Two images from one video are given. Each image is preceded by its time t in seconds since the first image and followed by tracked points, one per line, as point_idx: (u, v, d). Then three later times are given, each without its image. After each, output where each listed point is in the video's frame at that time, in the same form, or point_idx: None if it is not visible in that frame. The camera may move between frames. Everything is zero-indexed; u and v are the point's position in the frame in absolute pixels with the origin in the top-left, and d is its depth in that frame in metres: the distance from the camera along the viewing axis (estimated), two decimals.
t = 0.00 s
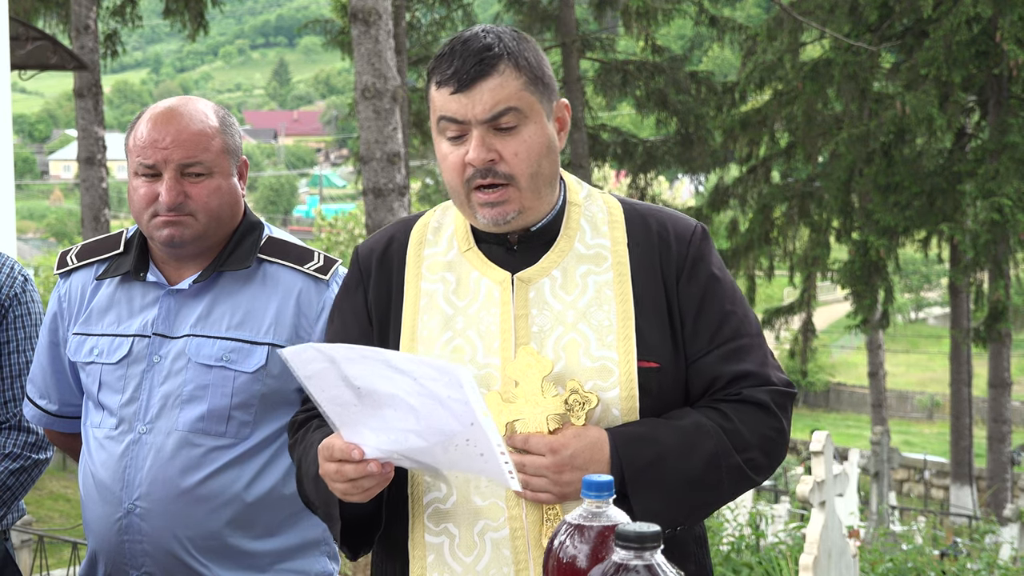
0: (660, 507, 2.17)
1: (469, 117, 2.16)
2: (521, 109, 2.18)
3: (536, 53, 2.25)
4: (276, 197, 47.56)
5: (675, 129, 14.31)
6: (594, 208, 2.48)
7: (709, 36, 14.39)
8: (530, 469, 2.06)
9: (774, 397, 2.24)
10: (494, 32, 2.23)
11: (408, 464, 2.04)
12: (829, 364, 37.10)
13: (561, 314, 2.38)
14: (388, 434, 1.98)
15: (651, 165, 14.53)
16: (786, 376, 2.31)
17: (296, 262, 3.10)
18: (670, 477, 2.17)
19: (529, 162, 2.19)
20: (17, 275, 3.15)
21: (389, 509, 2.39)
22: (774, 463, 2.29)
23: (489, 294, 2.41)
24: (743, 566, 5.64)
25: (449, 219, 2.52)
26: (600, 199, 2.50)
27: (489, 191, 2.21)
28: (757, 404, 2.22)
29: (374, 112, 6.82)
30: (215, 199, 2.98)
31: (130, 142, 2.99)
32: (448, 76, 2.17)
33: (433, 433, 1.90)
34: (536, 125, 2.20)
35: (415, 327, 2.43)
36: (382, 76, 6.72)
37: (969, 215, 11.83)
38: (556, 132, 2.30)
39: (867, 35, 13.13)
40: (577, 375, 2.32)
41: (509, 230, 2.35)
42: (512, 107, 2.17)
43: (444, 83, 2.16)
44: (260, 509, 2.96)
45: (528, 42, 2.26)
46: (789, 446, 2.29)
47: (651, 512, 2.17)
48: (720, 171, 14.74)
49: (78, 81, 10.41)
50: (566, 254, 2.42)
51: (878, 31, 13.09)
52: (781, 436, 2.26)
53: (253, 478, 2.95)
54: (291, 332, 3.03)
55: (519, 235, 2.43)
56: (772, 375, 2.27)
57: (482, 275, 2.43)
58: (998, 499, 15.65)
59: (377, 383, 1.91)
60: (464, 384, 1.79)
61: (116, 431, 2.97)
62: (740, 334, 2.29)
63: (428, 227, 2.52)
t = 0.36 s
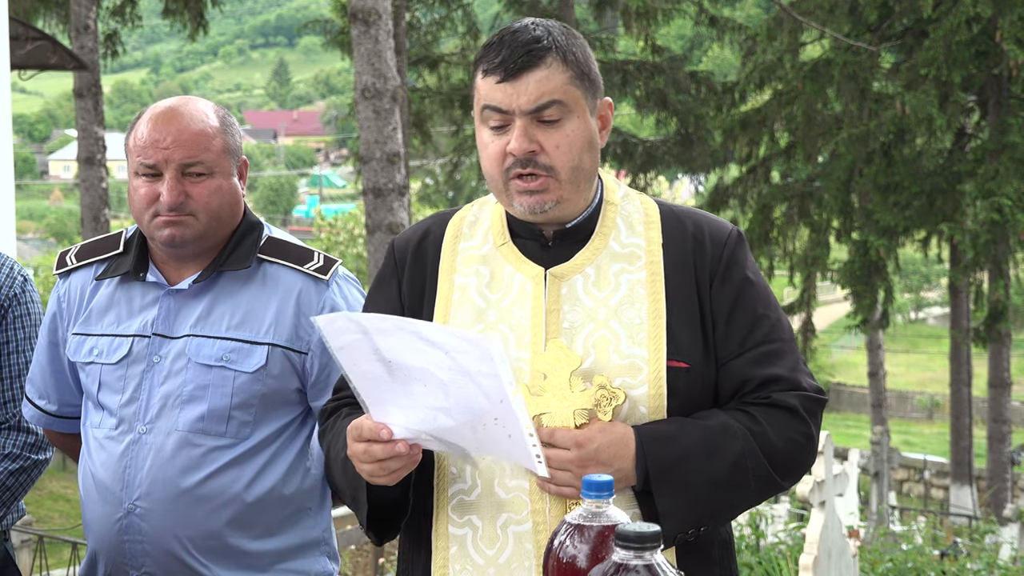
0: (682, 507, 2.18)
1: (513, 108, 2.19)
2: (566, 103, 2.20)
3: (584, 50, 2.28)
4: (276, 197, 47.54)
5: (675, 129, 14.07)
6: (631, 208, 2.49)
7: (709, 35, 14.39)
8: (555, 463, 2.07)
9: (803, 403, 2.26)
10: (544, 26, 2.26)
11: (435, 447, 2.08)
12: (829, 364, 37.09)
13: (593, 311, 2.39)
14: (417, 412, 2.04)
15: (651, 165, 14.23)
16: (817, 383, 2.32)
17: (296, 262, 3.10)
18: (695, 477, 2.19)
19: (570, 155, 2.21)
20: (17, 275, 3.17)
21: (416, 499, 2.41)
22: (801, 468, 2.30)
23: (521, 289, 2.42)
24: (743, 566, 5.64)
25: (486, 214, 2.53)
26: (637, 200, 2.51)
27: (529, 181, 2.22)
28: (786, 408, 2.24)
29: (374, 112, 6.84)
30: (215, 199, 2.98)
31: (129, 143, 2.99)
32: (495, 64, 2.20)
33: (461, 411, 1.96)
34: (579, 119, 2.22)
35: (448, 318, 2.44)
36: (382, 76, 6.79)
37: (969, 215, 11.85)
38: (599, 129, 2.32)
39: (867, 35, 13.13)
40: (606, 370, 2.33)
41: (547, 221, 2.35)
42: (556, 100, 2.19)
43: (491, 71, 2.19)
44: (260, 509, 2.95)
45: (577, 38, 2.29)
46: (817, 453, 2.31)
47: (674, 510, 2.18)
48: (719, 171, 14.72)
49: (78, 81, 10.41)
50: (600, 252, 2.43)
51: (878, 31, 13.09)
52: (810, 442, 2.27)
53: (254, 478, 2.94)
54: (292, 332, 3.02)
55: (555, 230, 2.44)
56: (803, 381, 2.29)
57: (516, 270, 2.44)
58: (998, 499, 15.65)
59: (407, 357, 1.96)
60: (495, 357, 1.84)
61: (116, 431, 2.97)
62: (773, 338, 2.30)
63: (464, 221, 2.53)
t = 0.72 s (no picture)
0: (702, 512, 2.18)
1: (546, 105, 2.18)
2: (599, 103, 2.19)
3: (619, 51, 2.27)
4: (277, 197, 47.53)
5: (675, 129, 14.07)
6: (660, 210, 2.49)
7: (709, 36, 14.40)
8: (575, 463, 2.09)
9: (828, 409, 2.24)
10: (580, 25, 2.25)
11: (458, 443, 2.08)
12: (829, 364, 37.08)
13: (619, 312, 2.39)
14: (437, 409, 2.03)
15: (651, 165, 14.26)
16: (843, 391, 2.31)
17: (297, 262, 3.09)
18: (715, 482, 2.18)
19: (601, 155, 2.21)
20: (17, 275, 3.22)
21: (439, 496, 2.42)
22: (826, 475, 2.28)
23: (548, 288, 2.43)
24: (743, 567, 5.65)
25: (516, 213, 2.54)
26: (667, 202, 2.51)
27: (559, 181, 2.23)
28: (810, 414, 2.22)
29: (374, 112, 6.85)
30: (216, 199, 2.98)
31: (130, 143, 3.00)
32: (529, 62, 2.19)
33: (482, 408, 1.95)
34: (612, 119, 2.21)
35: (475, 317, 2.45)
36: (382, 76, 6.79)
37: (969, 215, 11.86)
38: (631, 131, 2.31)
39: (867, 35, 13.13)
40: (629, 372, 2.33)
41: (576, 224, 2.35)
42: (589, 99, 2.18)
43: (525, 69, 2.19)
44: (261, 509, 2.95)
45: (613, 39, 2.28)
46: (842, 461, 2.29)
47: (693, 515, 2.18)
48: (719, 171, 14.66)
49: (78, 81, 10.41)
50: (628, 253, 2.43)
51: (878, 31, 13.08)
52: (834, 450, 2.26)
53: (256, 476, 2.94)
54: (292, 332, 3.01)
55: (584, 230, 2.45)
56: (828, 387, 2.27)
57: (544, 270, 2.45)
58: (999, 499, 15.65)
59: (428, 351, 1.96)
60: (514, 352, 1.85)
61: (116, 431, 2.97)
62: (799, 344, 2.29)
63: (494, 220, 2.54)
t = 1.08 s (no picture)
0: (717, 519, 2.17)
1: (575, 108, 2.17)
2: (627, 107, 2.18)
3: (649, 53, 2.26)
4: (276, 197, 47.54)
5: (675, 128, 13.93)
6: (687, 213, 2.48)
7: (709, 36, 14.39)
8: (592, 468, 2.08)
9: (848, 420, 2.23)
10: (612, 27, 2.24)
11: (474, 451, 2.08)
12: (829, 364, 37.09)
13: (641, 316, 2.38)
14: (453, 419, 2.03)
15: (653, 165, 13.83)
16: (865, 401, 2.29)
17: (297, 262, 3.09)
18: (732, 490, 2.18)
19: (628, 159, 2.20)
20: (17, 275, 3.23)
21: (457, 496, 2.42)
22: (843, 485, 2.27)
23: (571, 290, 2.43)
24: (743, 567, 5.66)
25: (542, 212, 2.54)
26: (694, 204, 2.50)
27: (586, 182, 2.21)
28: (830, 424, 2.22)
29: (374, 112, 6.85)
30: (215, 200, 2.98)
31: (129, 143, 2.99)
32: (559, 64, 2.18)
33: (496, 424, 1.95)
34: (641, 123, 2.21)
35: (497, 315, 2.46)
36: (382, 76, 6.80)
37: (969, 215, 11.86)
38: (659, 134, 2.29)
39: (867, 35, 13.13)
40: (650, 378, 2.32)
41: (601, 224, 2.34)
42: (618, 104, 2.17)
43: (555, 70, 2.17)
44: (260, 509, 2.96)
45: (644, 42, 2.27)
46: (859, 471, 2.29)
47: (710, 522, 2.17)
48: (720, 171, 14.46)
49: (78, 81, 10.40)
50: (652, 257, 2.43)
51: (878, 31, 13.09)
52: (852, 460, 2.26)
53: (256, 475, 2.95)
54: (292, 332, 3.01)
55: (609, 232, 2.44)
56: (849, 397, 2.26)
57: (568, 271, 2.45)
58: (998, 499, 15.65)
59: (441, 368, 1.96)
60: (527, 376, 1.83)
61: (115, 431, 2.97)
62: (822, 353, 2.28)
63: (520, 218, 2.54)
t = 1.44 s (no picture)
0: (730, 530, 2.17)
1: (600, 115, 2.16)
2: (653, 116, 2.18)
3: (678, 61, 2.25)
4: (276, 197, 47.57)
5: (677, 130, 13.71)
6: (708, 218, 2.47)
7: (709, 36, 14.39)
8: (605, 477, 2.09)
9: (864, 432, 2.23)
10: (641, 34, 2.23)
11: (491, 457, 2.09)
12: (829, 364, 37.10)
13: (660, 323, 2.38)
14: (470, 427, 2.03)
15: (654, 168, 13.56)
16: (881, 413, 2.28)
17: (296, 262, 3.09)
18: (745, 501, 2.17)
19: (652, 168, 2.20)
20: (18, 276, 3.23)
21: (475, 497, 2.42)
22: (857, 497, 2.27)
23: (591, 294, 2.43)
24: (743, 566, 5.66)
25: (564, 211, 2.55)
26: (716, 210, 2.49)
27: (609, 189, 2.21)
28: (846, 437, 2.21)
29: (374, 112, 6.85)
30: (213, 200, 2.99)
31: (129, 143, 2.99)
32: (587, 70, 2.17)
33: (514, 432, 1.96)
34: (666, 132, 2.20)
35: (515, 319, 2.46)
36: (382, 76, 6.80)
37: (969, 215, 11.87)
38: (685, 141, 2.30)
39: (867, 35, 13.14)
40: (666, 388, 2.32)
41: (623, 229, 2.35)
42: (644, 113, 2.17)
43: (582, 76, 2.17)
44: (259, 509, 2.95)
45: (674, 49, 2.26)
46: (873, 484, 2.28)
47: (722, 532, 2.17)
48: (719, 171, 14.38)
49: (78, 81, 10.40)
50: (672, 263, 2.42)
51: (878, 31, 13.10)
52: (868, 472, 2.24)
53: (254, 478, 2.94)
54: (291, 332, 3.01)
55: (630, 237, 2.44)
56: (866, 409, 2.25)
57: (588, 275, 2.45)
58: (998, 499, 15.64)
59: (461, 378, 1.96)
60: (544, 388, 1.83)
61: (115, 432, 2.97)
62: (840, 364, 2.27)
63: (542, 218, 2.55)
